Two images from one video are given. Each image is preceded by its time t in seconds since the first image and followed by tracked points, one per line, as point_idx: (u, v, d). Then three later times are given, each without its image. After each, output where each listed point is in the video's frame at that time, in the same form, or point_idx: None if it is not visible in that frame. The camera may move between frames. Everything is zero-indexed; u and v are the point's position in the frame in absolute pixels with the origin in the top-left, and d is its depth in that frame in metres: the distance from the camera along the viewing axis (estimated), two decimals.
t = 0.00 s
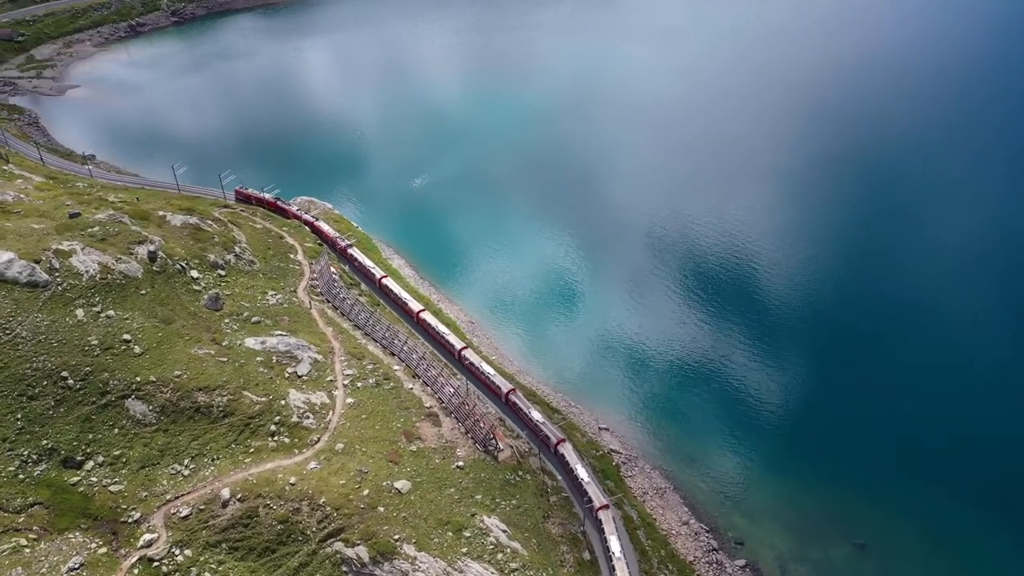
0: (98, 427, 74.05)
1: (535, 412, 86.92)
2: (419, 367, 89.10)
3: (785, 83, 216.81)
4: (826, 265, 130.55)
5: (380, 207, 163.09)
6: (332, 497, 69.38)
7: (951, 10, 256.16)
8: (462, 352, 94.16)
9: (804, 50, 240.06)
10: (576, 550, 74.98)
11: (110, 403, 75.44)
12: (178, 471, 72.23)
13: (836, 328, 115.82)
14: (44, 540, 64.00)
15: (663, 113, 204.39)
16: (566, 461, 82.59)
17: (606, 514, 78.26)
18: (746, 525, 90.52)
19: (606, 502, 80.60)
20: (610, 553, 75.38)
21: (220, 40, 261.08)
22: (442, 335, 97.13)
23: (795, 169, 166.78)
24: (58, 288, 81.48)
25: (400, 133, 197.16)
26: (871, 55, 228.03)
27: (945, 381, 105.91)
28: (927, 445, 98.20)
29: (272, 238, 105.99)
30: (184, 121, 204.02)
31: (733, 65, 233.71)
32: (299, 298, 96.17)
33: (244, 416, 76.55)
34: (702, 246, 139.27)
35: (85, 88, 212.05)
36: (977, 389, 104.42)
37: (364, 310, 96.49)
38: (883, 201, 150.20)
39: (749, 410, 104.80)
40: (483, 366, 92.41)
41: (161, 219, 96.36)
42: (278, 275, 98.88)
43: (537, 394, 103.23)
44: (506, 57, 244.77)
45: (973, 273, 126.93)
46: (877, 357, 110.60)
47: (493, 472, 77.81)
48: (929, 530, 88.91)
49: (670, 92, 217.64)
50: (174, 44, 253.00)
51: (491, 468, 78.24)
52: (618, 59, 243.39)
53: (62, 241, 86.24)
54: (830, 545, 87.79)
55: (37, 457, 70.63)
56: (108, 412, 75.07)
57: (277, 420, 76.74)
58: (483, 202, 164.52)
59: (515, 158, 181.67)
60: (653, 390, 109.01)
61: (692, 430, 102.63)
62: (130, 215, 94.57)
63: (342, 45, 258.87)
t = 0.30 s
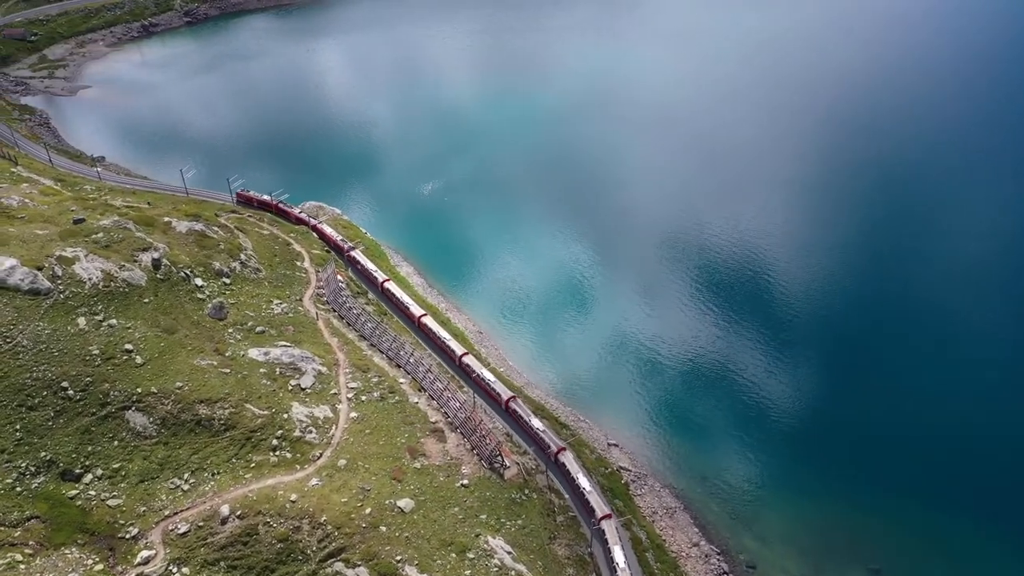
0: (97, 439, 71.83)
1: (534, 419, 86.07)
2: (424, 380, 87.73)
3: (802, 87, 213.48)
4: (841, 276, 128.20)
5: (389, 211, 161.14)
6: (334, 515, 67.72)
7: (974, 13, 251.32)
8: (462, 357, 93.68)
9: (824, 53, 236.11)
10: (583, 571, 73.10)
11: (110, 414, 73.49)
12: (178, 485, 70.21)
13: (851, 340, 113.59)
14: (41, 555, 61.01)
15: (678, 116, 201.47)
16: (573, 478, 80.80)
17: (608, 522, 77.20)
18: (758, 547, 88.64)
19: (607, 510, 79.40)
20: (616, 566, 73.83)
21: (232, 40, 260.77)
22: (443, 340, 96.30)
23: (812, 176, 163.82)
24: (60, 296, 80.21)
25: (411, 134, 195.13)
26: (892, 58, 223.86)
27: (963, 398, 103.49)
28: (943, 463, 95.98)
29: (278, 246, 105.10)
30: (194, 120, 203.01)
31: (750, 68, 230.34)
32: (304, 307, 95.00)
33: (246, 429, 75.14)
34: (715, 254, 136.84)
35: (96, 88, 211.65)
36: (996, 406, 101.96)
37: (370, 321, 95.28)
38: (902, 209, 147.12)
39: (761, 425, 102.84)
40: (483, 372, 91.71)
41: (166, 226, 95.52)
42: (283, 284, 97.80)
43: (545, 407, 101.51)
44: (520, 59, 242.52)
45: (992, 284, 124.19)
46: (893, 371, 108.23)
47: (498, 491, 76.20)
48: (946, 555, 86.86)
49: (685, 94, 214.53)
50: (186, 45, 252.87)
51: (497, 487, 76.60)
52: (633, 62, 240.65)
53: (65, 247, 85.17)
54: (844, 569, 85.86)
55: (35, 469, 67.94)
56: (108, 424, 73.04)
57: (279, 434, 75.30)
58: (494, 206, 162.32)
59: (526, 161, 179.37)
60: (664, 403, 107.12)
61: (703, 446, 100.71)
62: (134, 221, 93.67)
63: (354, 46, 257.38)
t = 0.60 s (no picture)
0: (97, 452, 70.39)
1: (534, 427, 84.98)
2: (429, 393, 86.23)
3: (821, 93, 210.10)
4: (858, 286, 125.92)
5: (399, 214, 158.99)
6: (334, 534, 66.08)
7: (1000, 19, 246.58)
8: (464, 363, 92.86)
9: (843, 58, 232.35)
10: None
11: (109, 426, 71.98)
12: (177, 501, 68.78)
13: (865, 356, 111.48)
14: (36, 571, 59.89)
15: (693, 121, 198.60)
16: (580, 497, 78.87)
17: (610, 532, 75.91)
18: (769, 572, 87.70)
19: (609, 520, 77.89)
20: None
21: (244, 40, 260.33)
22: (445, 347, 95.46)
23: (830, 185, 160.77)
24: (62, 304, 78.96)
25: (423, 136, 193.04)
26: (913, 64, 219.95)
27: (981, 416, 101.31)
28: (963, 486, 93.79)
29: (285, 253, 104.07)
30: (204, 120, 201.63)
31: (767, 73, 227.11)
32: (310, 316, 93.77)
33: (248, 444, 73.60)
34: (729, 263, 134.40)
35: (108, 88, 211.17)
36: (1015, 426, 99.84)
37: (376, 330, 93.93)
38: (921, 218, 144.17)
39: (774, 443, 100.84)
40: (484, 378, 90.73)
41: (172, 233, 94.63)
42: (289, 292, 96.59)
43: (553, 422, 99.75)
44: (534, 63, 240.11)
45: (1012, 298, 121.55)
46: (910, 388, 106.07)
47: (503, 510, 74.42)
48: None
49: (701, 99, 211.64)
50: (199, 44, 252.60)
51: (502, 506, 74.82)
52: (649, 66, 237.85)
53: (69, 254, 84.07)
54: None
55: (33, 481, 66.67)
56: (107, 436, 71.52)
57: (280, 450, 73.78)
58: (505, 211, 160.02)
59: (539, 166, 177.02)
60: (675, 419, 105.36)
61: (715, 465, 99.06)
62: (140, 228, 92.76)
63: (368, 48, 255.69)
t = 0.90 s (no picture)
0: (96, 465, 68.82)
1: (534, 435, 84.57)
2: (436, 409, 84.55)
3: (839, 96, 207.05)
4: (875, 300, 123.43)
5: (408, 218, 156.99)
6: (335, 555, 64.49)
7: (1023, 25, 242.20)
8: (465, 369, 92.48)
9: (864, 63, 228.46)
10: None
11: (109, 439, 70.44)
12: (175, 516, 67.12)
13: (877, 377, 109.59)
14: None
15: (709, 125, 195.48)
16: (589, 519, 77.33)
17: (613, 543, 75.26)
18: None
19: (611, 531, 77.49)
20: None
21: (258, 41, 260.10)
22: (444, 350, 95.45)
23: (848, 193, 157.29)
24: (63, 312, 77.69)
25: (434, 139, 191.00)
26: (934, 70, 216.17)
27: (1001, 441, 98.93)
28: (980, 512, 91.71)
29: (292, 261, 103.01)
30: (214, 121, 200.89)
31: (785, 78, 223.79)
32: (315, 327, 92.48)
33: (249, 459, 72.07)
34: (742, 271, 132.30)
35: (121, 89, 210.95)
36: None
37: (383, 342, 92.62)
38: (941, 228, 141.26)
39: (785, 465, 98.88)
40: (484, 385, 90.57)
41: (177, 240, 93.77)
42: (294, 301, 95.37)
43: (562, 438, 97.48)
44: (548, 65, 238.07)
45: None
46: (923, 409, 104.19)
47: (509, 530, 72.62)
48: None
49: (718, 102, 208.17)
50: (212, 45, 252.47)
51: (508, 526, 72.97)
52: (663, 69, 235.47)
53: (72, 261, 82.98)
54: None
55: (31, 494, 65.17)
56: (107, 449, 69.98)
57: (282, 465, 72.25)
58: (515, 215, 157.49)
59: (551, 170, 174.39)
60: (686, 436, 103.38)
61: (727, 485, 97.12)
62: (144, 235, 91.81)
63: (381, 49, 254.09)
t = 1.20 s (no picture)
0: (94, 479, 67.10)
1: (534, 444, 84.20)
2: (441, 423, 83.00)
3: (856, 101, 204.28)
4: (893, 312, 120.84)
5: (418, 221, 155.61)
6: None
7: None
8: (465, 375, 91.29)
9: (884, 69, 224.89)
10: None
11: (108, 452, 68.78)
12: (174, 533, 65.43)
13: (889, 388, 107.62)
14: None
15: (724, 130, 192.56)
16: (594, 537, 75.38)
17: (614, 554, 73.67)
18: None
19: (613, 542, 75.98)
20: None
21: (270, 41, 259.87)
22: (445, 355, 94.77)
23: (865, 201, 154.52)
24: (65, 321, 76.30)
25: (447, 142, 188.81)
26: (953, 77, 213.36)
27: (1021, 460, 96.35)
28: (1001, 536, 89.05)
29: (298, 269, 102.02)
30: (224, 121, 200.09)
31: (804, 84, 220.26)
32: (320, 337, 91.23)
33: (250, 474, 70.56)
34: (755, 278, 130.58)
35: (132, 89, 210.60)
36: None
37: (388, 353, 91.30)
38: (960, 240, 138.57)
39: (797, 483, 96.34)
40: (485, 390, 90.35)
41: (181, 247, 92.87)
42: (299, 311, 94.24)
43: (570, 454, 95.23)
44: (561, 68, 236.31)
45: None
46: (939, 424, 102.01)
47: (514, 550, 70.89)
48: None
49: (732, 106, 205.79)
50: (225, 45, 252.29)
51: (513, 547, 71.15)
52: (677, 72, 233.04)
53: (75, 269, 81.83)
54: None
55: (28, 508, 63.40)
56: (106, 462, 68.27)
57: (283, 482, 70.76)
58: (526, 221, 154.92)
59: (565, 174, 171.95)
60: (696, 452, 101.07)
61: (738, 500, 95.28)
62: (149, 243, 90.85)
63: (395, 52, 252.32)
